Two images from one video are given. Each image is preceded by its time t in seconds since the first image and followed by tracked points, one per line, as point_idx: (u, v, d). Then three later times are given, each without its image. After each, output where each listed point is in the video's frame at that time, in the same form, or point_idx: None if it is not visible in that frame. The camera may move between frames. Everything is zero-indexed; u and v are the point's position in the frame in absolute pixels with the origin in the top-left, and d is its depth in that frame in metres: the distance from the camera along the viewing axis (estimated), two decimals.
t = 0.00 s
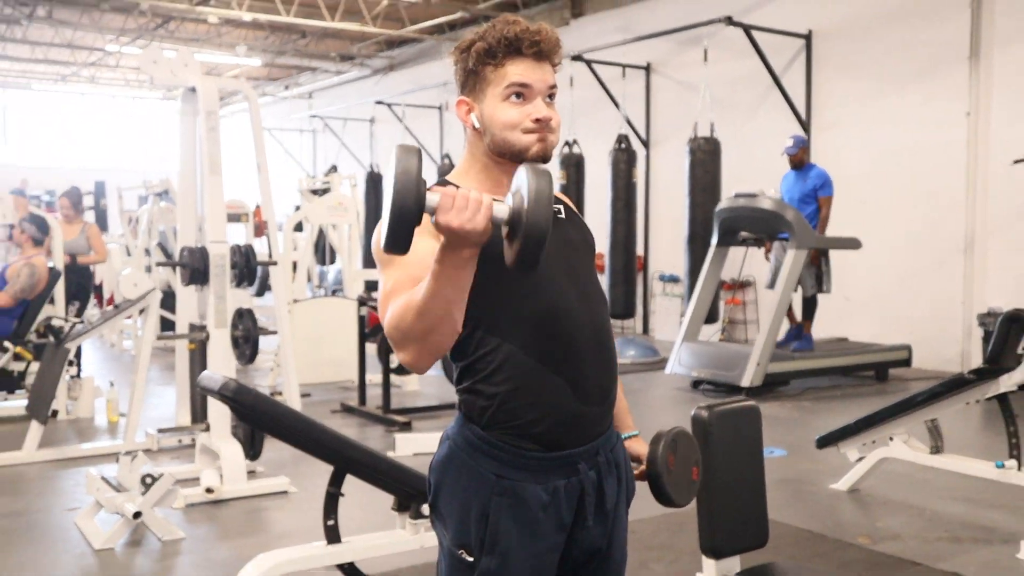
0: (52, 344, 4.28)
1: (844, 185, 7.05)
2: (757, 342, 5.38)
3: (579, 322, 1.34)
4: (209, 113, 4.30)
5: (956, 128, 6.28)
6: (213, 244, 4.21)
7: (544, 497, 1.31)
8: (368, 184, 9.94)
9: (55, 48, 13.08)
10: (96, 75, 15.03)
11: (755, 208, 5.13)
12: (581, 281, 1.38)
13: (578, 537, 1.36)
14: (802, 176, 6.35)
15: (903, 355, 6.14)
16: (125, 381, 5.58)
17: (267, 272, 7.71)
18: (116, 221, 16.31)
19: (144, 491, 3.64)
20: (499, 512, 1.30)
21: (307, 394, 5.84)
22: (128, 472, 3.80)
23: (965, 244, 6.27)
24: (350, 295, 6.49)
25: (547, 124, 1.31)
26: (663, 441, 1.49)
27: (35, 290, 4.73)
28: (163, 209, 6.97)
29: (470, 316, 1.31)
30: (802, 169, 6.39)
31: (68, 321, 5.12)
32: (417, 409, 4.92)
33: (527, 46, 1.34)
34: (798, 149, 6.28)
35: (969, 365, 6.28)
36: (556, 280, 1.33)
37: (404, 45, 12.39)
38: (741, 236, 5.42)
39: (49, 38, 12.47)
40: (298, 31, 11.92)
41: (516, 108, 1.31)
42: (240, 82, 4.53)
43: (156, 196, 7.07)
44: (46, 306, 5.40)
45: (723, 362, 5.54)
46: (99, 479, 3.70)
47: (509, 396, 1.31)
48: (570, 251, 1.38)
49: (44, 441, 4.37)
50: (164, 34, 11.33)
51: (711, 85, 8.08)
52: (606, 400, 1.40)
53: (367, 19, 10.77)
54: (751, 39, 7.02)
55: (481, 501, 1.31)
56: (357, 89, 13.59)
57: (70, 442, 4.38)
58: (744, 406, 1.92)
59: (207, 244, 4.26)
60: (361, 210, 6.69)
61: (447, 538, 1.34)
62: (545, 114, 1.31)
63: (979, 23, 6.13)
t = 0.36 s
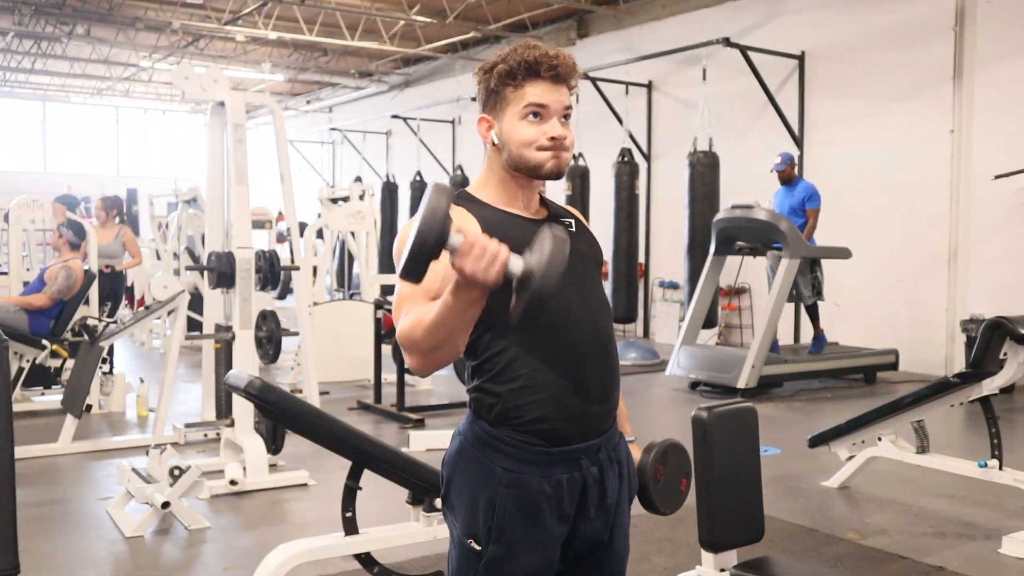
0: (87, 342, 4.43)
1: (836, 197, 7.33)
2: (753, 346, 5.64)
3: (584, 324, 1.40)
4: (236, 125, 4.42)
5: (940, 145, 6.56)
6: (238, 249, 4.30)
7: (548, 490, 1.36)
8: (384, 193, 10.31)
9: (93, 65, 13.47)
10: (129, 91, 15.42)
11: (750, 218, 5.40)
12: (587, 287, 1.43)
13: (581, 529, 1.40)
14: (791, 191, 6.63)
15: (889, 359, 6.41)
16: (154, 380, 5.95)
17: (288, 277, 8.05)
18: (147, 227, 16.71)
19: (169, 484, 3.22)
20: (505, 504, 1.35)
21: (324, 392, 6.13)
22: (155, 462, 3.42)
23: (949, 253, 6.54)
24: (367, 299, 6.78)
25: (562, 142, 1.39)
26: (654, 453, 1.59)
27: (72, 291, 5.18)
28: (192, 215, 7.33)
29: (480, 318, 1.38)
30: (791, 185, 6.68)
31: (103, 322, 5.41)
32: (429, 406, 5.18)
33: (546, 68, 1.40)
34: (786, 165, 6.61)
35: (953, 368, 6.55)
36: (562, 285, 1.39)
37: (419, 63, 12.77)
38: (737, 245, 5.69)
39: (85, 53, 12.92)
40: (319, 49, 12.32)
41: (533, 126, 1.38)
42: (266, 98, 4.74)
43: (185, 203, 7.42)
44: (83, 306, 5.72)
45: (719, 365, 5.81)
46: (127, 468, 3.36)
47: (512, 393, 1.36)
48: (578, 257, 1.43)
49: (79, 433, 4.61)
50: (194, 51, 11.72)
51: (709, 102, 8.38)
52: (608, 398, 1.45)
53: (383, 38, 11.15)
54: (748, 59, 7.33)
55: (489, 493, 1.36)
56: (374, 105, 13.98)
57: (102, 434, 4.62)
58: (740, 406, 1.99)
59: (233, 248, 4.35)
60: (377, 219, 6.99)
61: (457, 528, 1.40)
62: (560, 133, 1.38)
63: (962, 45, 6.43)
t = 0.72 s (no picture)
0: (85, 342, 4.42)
1: (835, 198, 7.33)
2: (751, 346, 5.64)
3: (582, 326, 1.40)
4: (235, 124, 4.39)
5: (940, 146, 6.56)
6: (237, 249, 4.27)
7: (543, 489, 1.36)
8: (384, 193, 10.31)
9: (91, 64, 13.45)
10: (128, 90, 15.39)
11: (749, 219, 5.40)
12: (588, 290, 1.44)
13: (575, 527, 1.41)
14: (789, 190, 6.63)
15: (888, 360, 6.41)
16: (153, 379, 5.94)
17: (287, 276, 8.05)
18: (145, 225, 16.73)
19: (168, 483, 3.22)
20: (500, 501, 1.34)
21: (323, 392, 6.13)
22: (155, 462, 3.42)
23: (948, 254, 6.54)
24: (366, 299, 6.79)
25: (581, 146, 1.41)
26: (650, 450, 1.57)
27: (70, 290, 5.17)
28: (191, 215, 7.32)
29: (481, 316, 1.38)
30: (788, 184, 6.68)
31: (101, 322, 5.41)
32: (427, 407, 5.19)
33: (570, 71, 1.42)
34: (783, 164, 6.58)
35: (952, 368, 6.56)
36: (564, 287, 1.39)
37: (418, 63, 12.76)
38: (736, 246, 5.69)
39: (84, 53, 12.89)
40: (318, 48, 12.33)
41: (554, 127, 1.40)
42: (264, 97, 4.71)
43: (184, 203, 7.42)
44: (81, 306, 5.71)
45: (718, 365, 5.80)
46: (126, 467, 3.35)
47: (510, 391, 1.36)
48: (579, 261, 1.44)
49: (77, 433, 4.61)
50: (194, 50, 11.71)
51: (709, 102, 8.38)
52: (604, 400, 1.45)
53: (383, 37, 11.15)
54: (748, 59, 7.32)
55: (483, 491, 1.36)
56: (373, 104, 13.97)
57: (101, 435, 4.61)
58: (739, 406, 1.98)
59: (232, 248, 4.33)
60: (377, 218, 6.99)
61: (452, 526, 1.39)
62: (580, 137, 1.40)
63: (961, 47, 6.43)
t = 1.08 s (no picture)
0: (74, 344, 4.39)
1: (825, 196, 7.36)
2: (743, 344, 5.65)
3: (588, 330, 1.39)
4: (225, 125, 4.37)
5: (929, 143, 6.59)
6: (227, 250, 4.24)
7: (540, 493, 1.36)
8: (376, 193, 10.30)
9: (80, 64, 13.39)
10: (117, 90, 15.32)
11: (740, 217, 5.40)
12: (597, 293, 1.42)
13: (572, 532, 1.40)
14: (784, 191, 6.63)
15: (879, 357, 6.43)
16: (143, 380, 5.92)
17: (278, 276, 8.04)
18: (135, 226, 16.67)
19: (159, 485, 3.20)
20: (497, 505, 1.35)
21: (314, 392, 6.12)
22: (146, 464, 3.39)
23: (937, 252, 6.58)
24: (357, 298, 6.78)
25: (610, 144, 1.40)
26: (639, 449, 1.59)
27: (60, 292, 5.15)
28: (182, 216, 7.31)
29: (487, 316, 1.38)
30: (784, 183, 6.68)
31: (92, 323, 5.38)
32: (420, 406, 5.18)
33: (601, 66, 1.41)
34: (780, 163, 6.59)
35: (942, 365, 6.59)
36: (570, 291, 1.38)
37: (408, 62, 12.75)
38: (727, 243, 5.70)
39: (72, 53, 12.82)
40: (308, 48, 12.30)
41: (583, 124, 1.39)
42: (253, 97, 4.70)
43: (174, 203, 7.41)
44: (71, 307, 5.69)
45: (710, 364, 5.81)
46: (117, 469, 3.32)
47: (513, 393, 1.36)
48: (589, 264, 1.42)
49: (68, 435, 4.58)
50: (183, 51, 11.67)
51: (699, 101, 8.40)
52: (607, 404, 1.44)
53: (373, 37, 11.13)
54: (738, 58, 7.34)
55: (481, 494, 1.37)
56: (364, 104, 13.95)
57: (92, 437, 4.59)
58: (730, 405, 1.99)
59: (222, 249, 4.29)
60: (367, 218, 6.98)
61: (450, 526, 1.41)
62: (609, 134, 1.39)
63: (949, 45, 6.46)
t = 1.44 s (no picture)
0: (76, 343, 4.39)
1: (827, 194, 7.35)
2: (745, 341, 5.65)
3: (589, 327, 1.39)
4: (227, 123, 4.36)
5: (931, 141, 6.59)
6: (229, 248, 4.24)
7: (541, 490, 1.35)
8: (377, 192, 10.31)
9: (81, 63, 13.40)
10: (118, 89, 15.33)
11: (742, 214, 5.39)
12: (599, 291, 1.42)
13: (574, 530, 1.39)
14: (785, 186, 6.64)
15: (881, 355, 6.43)
16: (145, 379, 5.92)
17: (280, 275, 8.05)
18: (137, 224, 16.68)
19: (161, 483, 3.20)
20: (497, 501, 1.35)
21: (316, 390, 6.13)
22: (147, 462, 3.39)
23: (939, 249, 6.57)
24: (358, 297, 6.78)
25: (612, 140, 1.39)
26: (680, 456, 1.48)
27: (62, 291, 5.15)
28: (183, 214, 7.32)
29: (488, 311, 1.38)
30: (785, 179, 6.68)
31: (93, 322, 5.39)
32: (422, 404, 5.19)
33: (601, 65, 1.41)
34: (780, 160, 6.59)
35: (944, 363, 6.58)
36: (570, 288, 1.38)
37: (409, 60, 12.75)
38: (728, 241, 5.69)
39: (73, 52, 12.82)
40: (309, 46, 12.30)
41: (584, 121, 1.39)
42: (254, 95, 4.70)
43: (175, 202, 7.42)
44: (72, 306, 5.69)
45: (711, 361, 5.81)
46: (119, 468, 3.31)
47: (512, 388, 1.36)
48: (593, 262, 1.42)
49: (70, 434, 4.59)
50: (184, 49, 11.67)
51: (700, 99, 8.40)
52: (610, 402, 1.43)
53: (374, 35, 11.14)
54: (739, 56, 7.34)
55: (482, 490, 1.36)
56: (365, 102, 13.95)
57: (94, 435, 4.59)
58: (731, 403, 1.98)
59: (223, 247, 4.29)
60: (368, 217, 6.99)
61: (452, 524, 1.40)
62: (610, 130, 1.39)
63: (950, 42, 6.46)
